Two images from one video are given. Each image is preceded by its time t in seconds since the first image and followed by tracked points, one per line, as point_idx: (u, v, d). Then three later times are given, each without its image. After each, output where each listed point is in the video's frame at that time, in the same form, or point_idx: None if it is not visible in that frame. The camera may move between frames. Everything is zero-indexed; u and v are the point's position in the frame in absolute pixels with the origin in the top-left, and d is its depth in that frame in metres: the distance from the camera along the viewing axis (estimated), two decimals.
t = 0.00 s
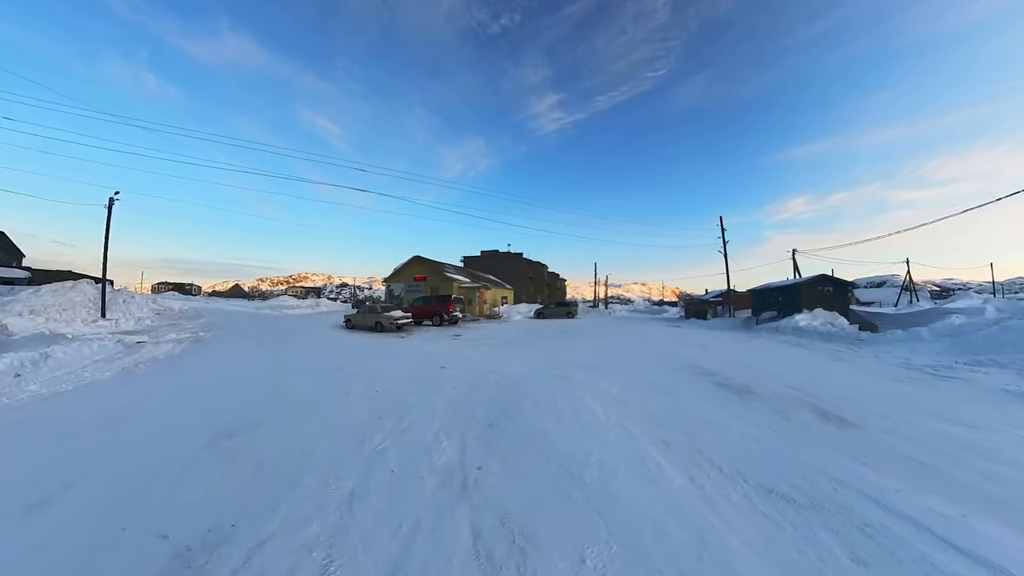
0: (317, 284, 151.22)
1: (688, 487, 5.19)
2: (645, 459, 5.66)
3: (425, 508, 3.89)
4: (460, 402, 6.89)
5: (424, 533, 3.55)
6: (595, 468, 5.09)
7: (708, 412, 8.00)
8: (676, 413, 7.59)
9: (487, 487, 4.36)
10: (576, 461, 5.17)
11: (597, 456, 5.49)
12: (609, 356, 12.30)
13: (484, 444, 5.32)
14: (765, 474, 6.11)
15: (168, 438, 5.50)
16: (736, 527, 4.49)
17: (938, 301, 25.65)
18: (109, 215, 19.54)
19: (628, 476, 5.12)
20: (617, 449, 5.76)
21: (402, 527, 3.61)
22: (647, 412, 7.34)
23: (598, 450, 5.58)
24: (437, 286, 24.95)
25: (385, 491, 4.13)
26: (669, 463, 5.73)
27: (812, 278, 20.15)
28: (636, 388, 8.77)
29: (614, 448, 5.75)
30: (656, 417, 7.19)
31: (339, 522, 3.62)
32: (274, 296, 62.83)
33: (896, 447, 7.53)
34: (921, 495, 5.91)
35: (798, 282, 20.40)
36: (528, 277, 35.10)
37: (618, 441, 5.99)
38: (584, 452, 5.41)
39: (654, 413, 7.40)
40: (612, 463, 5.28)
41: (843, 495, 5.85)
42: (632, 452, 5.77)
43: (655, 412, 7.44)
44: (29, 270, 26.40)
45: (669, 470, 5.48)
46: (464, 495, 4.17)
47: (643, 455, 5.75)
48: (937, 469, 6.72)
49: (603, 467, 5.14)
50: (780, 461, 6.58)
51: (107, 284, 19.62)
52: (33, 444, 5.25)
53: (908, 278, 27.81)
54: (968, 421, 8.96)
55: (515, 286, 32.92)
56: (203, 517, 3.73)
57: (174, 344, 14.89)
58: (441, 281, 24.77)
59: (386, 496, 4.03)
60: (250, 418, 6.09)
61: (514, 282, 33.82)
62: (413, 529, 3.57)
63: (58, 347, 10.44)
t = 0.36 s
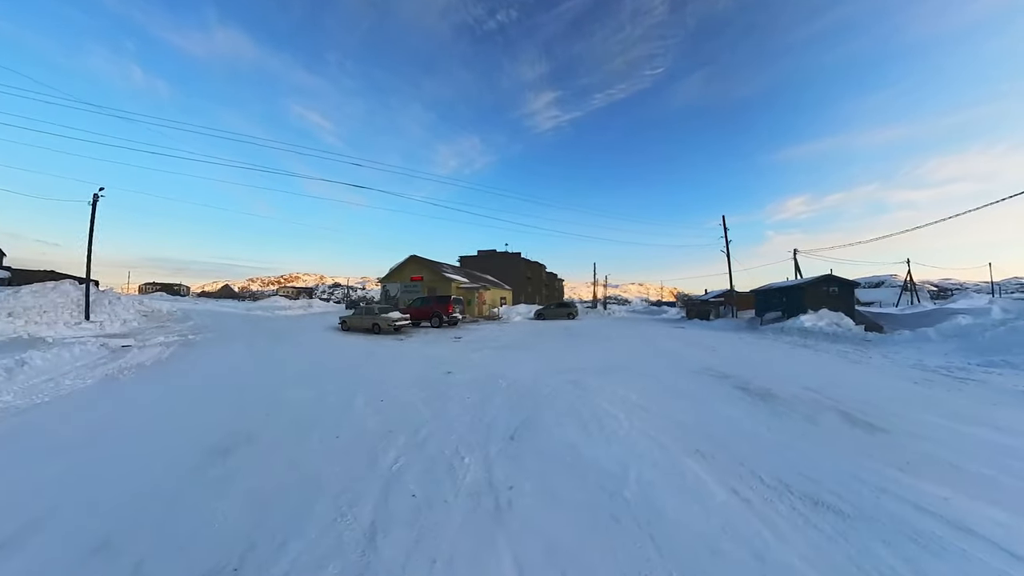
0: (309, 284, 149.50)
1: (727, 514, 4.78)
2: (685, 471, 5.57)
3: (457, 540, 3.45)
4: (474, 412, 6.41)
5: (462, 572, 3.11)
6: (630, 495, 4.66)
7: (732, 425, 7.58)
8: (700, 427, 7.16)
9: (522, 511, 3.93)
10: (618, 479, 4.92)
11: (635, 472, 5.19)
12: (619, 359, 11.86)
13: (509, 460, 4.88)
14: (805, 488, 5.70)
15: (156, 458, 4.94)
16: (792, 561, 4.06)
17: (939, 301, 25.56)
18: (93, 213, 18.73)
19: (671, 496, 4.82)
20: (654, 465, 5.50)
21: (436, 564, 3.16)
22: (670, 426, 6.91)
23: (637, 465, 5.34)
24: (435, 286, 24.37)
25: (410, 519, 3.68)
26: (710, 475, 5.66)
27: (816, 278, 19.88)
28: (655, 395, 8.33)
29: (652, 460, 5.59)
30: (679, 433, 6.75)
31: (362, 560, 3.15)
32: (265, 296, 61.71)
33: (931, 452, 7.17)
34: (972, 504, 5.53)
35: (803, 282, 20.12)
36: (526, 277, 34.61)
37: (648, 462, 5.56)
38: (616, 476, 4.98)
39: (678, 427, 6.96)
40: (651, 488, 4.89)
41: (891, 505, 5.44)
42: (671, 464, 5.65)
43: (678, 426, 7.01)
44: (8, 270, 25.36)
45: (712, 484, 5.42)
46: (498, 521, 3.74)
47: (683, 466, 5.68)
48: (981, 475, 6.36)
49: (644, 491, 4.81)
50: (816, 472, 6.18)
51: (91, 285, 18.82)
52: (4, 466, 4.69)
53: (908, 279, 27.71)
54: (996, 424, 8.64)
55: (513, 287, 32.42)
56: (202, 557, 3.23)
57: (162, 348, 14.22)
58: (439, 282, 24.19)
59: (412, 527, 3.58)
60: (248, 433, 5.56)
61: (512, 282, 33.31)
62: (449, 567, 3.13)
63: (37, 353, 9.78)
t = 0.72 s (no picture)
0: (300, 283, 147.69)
1: (784, 543, 4.39)
2: (731, 488, 5.31)
3: None
4: (492, 423, 5.93)
5: None
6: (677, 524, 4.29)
7: (762, 434, 7.19)
8: (730, 439, 6.76)
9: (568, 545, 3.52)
10: (667, 503, 4.63)
11: (678, 493, 4.87)
12: (630, 362, 11.42)
13: (542, 482, 4.43)
14: (855, 502, 5.34)
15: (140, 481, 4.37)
16: None
17: (941, 301, 25.42)
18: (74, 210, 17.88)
19: (728, 522, 4.59)
20: (697, 482, 5.23)
21: None
22: (700, 439, 6.50)
23: (681, 484, 5.07)
24: (432, 286, 23.76)
25: (445, 560, 3.23)
26: (757, 490, 5.40)
27: (822, 278, 19.59)
28: (678, 402, 7.91)
29: (694, 476, 5.31)
30: (712, 446, 6.35)
31: None
32: (256, 295, 60.36)
33: (971, 458, 6.81)
34: None
35: (808, 282, 19.81)
36: (524, 276, 34.08)
37: (689, 482, 5.16)
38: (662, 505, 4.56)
39: (708, 439, 6.57)
40: (706, 516, 4.59)
41: (948, 516, 5.07)
42: (716, 481, 5.38)
43: (708, 438, 6.61)
44: None
45: (762, 500, 5.17)
46: (545, 559, 3.33)
47: (727, 481, 5.43)
48: None
49: (696, 519, 4.51)
50: (860, 484, 5.83)
51: (73, 285, 17.98)
52: None
53: (908, 278, 27.60)
54: None
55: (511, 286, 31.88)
56: None
57: (148, 352, 13.52)
58: (436, 281, 23.58)
59: (449, 571, 3.12)
60: (244, 451, 4.99)
61: (510, 281, 32.78)
62: None
63: (11, 358, 9.09)
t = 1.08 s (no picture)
0: (290, 284, 145.77)
1: (840, 553, 4.02)
2: (772, 493, 4.96)
3: None
4: (513, 431, 5.51)
5: None
6: (727, 540, 3.93)
7: (791, 436, 6.83)
8: (760, 442, 6.41)
9: (621, 565, 3.12)
10: (713, 516, 4.28)
11: (718, 503, 4.53)
12: (640, 364, 11.04)
13: (578, 493, 4.05)
14: (902, 505, 4.98)
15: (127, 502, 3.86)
16: None
17: (938, 303, 25.42)
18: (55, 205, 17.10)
19: (779, 532, 4.24)
20: (738, 489, 4.88)
21: None
22: (731, 444, 6.13)
23: (724, 493, 4.74)
24: (429, 286, 23.21)
25: None
26: (799, 494, 5.04)
27: (825, 278, 19.40)
28: (699, 406, 7.55)
29: (733, 483, 4.97)
30: (744, 452, 5.99)
31: None
32: (246, 295, 59.25)
33: (1007, 457, 6.51)
34: None
35: (811, 283, 19.61)
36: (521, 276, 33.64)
37: (730, 491, 4.80)
38: (710, 520, 4.19)
39: (738, 443, 6.20)
40: (754, 527, 4.24)
41: (1002, 519, 4.75)
42: (755, 487, 5.03)
43: (737, 442, 6.25)
44: None
45: (807, 505, 4.82)
46: None
47: (766, 487, 5.07)
48: None
49: (746, 532, 4.15)
50: (903, 484, 5.48)
51: (53, 284, 17.16)
52: None
53: (906, 280, 27.61)
54: None
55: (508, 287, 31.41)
56: None
57: (132, 355, 12.85)
58: (433, 281, 23.02)
59: None
60: (244, 467, 4.51)
61: (506, 282, 32.33)
62: None
63: None
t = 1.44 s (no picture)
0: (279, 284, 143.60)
1: (905, 569, 3.58)
2: (817, 501, 4.58)
3: None
4: (538, 444, 5.15)
5: None
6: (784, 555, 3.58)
7: (822, 441, 6.45)
8: (792, 448, 6.02)
9: None
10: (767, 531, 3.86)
11: (764, 515, 4.17)
12: (651, 367, 10.69)
13: (623, 510, 3.69)
14: (952, 511, 4.55)
15: (121, 535, 3.42)
16: None
17: (935, 305, 25.44)
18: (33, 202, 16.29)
19: (834, 542, 3.88)
20: (782, 499, 4.53)
21: None
22: (763, 451, 5.73)
23: (772, 505, 4.34)
24: (425, 286, 22.65)
25: None
26: (844, 503, 4.58)
27: (828, 280, 19.25)
28: (721, 411, 7.20)
29: (777, 493, 4.62)
30: (779, 460, 5.58)
31: None
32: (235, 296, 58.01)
33: None
34: None
35: (814, 285, 19.45)
36: (518, 277, 33.18)
37: (776, 502, 4.44)
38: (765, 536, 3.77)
39: (771, 450, 5.80)
40: (807, 542, 3.80)
41: None
42: (798, 497, 4.58)
43: (770, 449, 5.84)
44: None
45: (855, 515, 4.35)
46: None
47: (809, 494, 4.70)
48: None
49: (801, 548, 3.69)
50: (951, 491, 5.08)
51: (32, 284, 16.39)
52: None
53: (903, 282, 27.62)
54: None
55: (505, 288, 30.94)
56: None
57: (116, 359, 12.20)
58: (430, 282, 22.44)
59: None
60: (251, 489, 4.08)
61: (503, 283, 31.86)
62: None
63: None
